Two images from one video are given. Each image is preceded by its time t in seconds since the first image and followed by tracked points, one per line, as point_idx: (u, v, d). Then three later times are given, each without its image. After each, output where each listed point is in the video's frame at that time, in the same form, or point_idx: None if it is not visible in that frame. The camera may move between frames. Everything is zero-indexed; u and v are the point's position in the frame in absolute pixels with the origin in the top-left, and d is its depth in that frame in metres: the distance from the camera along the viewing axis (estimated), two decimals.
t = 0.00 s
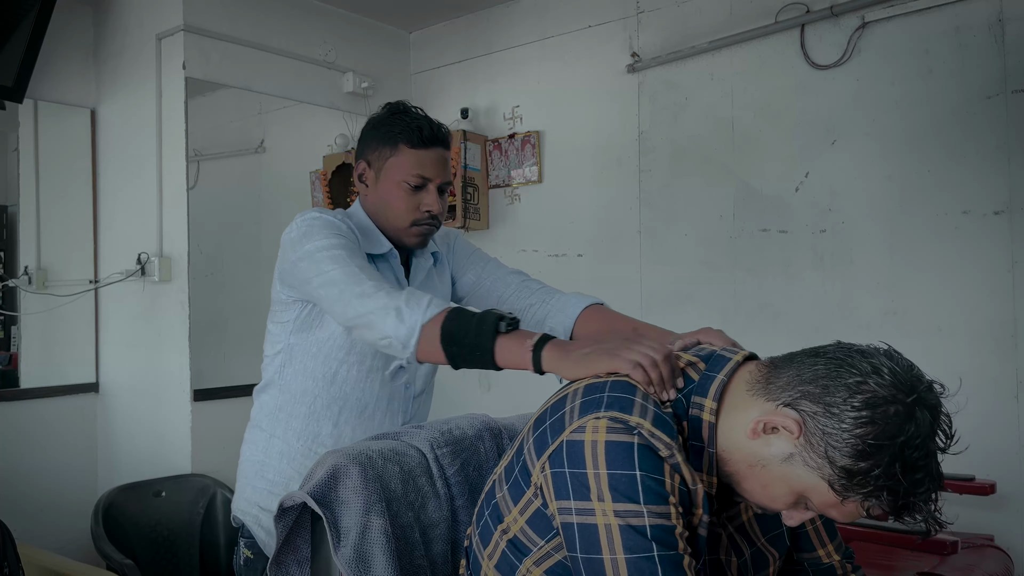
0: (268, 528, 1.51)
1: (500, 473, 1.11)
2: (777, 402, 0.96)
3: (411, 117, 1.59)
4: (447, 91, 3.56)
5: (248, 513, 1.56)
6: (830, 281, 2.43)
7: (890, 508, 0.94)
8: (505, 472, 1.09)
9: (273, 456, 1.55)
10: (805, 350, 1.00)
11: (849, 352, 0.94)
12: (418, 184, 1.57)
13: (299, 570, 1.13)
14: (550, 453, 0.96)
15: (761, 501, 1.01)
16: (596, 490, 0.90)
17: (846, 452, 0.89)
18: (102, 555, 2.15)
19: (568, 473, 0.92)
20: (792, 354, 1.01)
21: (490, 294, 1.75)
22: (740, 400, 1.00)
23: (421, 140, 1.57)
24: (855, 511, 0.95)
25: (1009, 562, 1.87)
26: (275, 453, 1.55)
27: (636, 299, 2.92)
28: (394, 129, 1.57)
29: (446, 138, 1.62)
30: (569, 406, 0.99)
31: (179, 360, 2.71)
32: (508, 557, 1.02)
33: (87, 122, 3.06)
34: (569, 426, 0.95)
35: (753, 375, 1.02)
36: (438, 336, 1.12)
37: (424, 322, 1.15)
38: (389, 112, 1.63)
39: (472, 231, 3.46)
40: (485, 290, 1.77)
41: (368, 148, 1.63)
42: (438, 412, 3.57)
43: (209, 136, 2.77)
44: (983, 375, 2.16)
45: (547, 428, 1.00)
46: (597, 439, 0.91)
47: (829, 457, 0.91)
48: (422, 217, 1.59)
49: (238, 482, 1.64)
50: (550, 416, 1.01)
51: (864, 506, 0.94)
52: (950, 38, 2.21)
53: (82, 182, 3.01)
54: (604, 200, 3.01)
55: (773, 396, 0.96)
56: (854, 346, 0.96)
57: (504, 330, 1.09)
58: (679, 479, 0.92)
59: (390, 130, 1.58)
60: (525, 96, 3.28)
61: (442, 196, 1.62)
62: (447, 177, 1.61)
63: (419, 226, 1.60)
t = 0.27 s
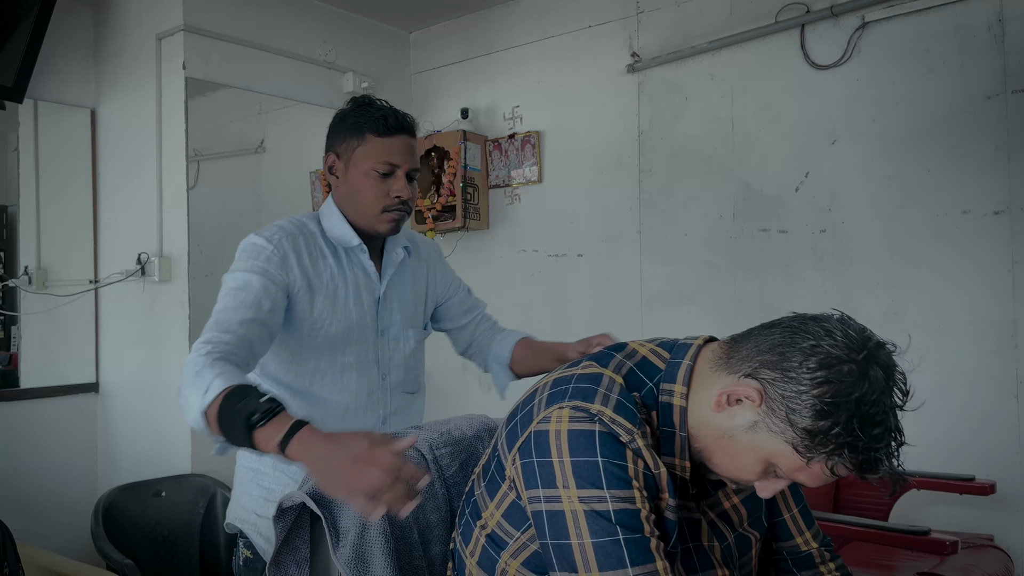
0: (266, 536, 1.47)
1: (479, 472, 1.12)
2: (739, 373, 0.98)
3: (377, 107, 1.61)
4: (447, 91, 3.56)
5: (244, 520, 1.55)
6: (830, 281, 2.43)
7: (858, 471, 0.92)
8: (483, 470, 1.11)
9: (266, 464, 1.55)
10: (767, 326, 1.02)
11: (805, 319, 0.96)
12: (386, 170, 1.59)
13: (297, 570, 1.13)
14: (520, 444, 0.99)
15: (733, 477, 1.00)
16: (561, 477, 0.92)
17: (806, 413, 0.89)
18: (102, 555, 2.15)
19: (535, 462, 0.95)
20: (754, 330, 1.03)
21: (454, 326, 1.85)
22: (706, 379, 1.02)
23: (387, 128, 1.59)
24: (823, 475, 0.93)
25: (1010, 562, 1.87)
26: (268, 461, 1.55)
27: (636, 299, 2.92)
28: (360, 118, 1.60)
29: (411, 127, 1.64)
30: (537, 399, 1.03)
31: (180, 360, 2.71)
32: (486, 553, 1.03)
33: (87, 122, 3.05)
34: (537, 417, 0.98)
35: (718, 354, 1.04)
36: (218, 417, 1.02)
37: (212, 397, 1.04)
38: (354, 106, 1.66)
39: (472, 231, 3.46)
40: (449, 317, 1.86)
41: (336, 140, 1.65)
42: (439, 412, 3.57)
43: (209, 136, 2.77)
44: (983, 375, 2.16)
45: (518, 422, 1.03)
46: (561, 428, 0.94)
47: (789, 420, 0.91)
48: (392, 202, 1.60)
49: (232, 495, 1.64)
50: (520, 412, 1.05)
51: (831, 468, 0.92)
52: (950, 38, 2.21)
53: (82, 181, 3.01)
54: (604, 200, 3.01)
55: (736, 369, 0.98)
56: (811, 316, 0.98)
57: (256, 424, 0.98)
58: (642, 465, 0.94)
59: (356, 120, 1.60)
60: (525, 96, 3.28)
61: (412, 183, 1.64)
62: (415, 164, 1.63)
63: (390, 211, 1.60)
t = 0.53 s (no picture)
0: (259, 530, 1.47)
1: (471, 473, 1.12)
2: (721, 361, 0.98)
3: (338, 108, 1.60)
4: (447, 91, 3.56)
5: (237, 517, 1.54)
6: (830, 281, 2.44)
7: (842, 448, 0.92)
8: (474, 470, 1.11)
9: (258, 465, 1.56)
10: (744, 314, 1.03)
11: (782, 305, 0.96)
12: (349, 169, 1.57)
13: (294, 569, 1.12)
14: (508, 442, 0.99)
15: (719, 464, 1.00)
16: (546, 473, 0.92)
17: (788, 395, 0.90)
18: (101, 555, 2.15)
19: (522, 459, 0.95)
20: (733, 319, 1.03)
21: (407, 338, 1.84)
22: (688, 368, 1.02)
23: (348, 128, 1.58)
24: (807, 456, 0.93)
25: (1010, 562, 1.87)
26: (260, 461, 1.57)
27: (636, 299, 2.92)
28: (320, 120, 1.59)
29: (372, 127, 1.63)
30: (524, 397, 1.03)
31: (180, 360, 2.71)
32: (479, 552, 1.03)
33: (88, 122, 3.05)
34: (523, 415, 0.99)
35: (699, 345, 1.04)
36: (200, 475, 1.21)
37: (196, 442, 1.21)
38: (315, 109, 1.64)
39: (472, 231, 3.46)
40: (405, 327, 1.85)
41: (298, 143, 1.64)
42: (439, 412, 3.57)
43: (209, 136, 2.77)
44: (983, 375, 2.16)
45: (507, 420, 1.03)
46: (546, 424, 0.94)
47: (772, 403, 0.91)
48: (357, 200, 1.58)
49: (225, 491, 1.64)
50: (508, 411, 1.05)
51: (815, 448, 0.92)
52: (951, 38, 2.21)
53: (82, 181, 3.02)
54: (604, 200, 3.01)
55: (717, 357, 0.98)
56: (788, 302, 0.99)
57: (221, 489, 1.16)
58: (627, 460, 0.93)
59: (316, 122, 1.59)
60: (525, 96, 3.28)
61: (376, 181, 1.62)
62: (378, 162, 1.62)
63: (355, 209, 1.59)
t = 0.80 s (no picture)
0: (260, 521, 1.51)
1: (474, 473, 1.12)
2: (726, 363, 0.98)
3: (331, 110, 1.60)
4: (447, 91, 3.56)
5: (238, 510, 1.56)
6: (830, 281, 2.44)
7: (846, 453, 0.92)
8: (477, 471, 1.11)
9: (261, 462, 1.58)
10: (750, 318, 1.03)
11: (787, 307, 0.96)
12: (345, 171, 1.57)
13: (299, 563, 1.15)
14: (512, 443, 0.99)
15: (722, 466, 1.00)
16: (551, 473, 0.92)
17: (793, 399, 0.89)
18: (102, 555, 2.15)
19: (526, 459, 0.95)
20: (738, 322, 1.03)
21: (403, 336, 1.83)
22: (693, 370, 1.02)
23: (342, 130, 1.58)
24: (812, 461, 0.93)
25: (1009, 562, 1.87)
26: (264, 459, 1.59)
27: (636, 299, 2.92)
28: (314, 123, 1.59)
29: (367, 127, 1.63)
30: (528, 398, 1.03)
31: (180, 360, 2.71)
32: (482, 552, 1.03)
33: (88, 122, 3.05)
34: (527, 415, 0.99)
35: (705, 346, 1.04)
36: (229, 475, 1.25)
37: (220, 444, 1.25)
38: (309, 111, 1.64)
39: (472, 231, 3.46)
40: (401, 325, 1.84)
41: (294, 146, 1.64)
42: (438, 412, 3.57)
43: (209, 136, 2.77)
44: (983, 375, 2.16)
45: (510, 420, 1.03)
46: (550, 425, 0.94)
47: (777, 407, 0.91)
48: (353, 200, 1.58)
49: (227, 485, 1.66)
50: (512, 411, 1.05)
51: (820, 451, 0.92)
52: (951, 38, 2.21)
53: (82, 181, 3.02)
54: (604, 201, 3.01)
55: (723, 359, 0.98)
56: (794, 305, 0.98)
57: (249, 489, 1.19)
58: (632, 461, 0.94)
59: (311, 125, 1.59)
60: (525, 96, 3.28)
61: (372, 181, 1.62)
62: (373, 162, 1.61)
63: (352, 210, 1.59)
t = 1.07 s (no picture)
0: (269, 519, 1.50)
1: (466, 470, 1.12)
2: (705, 349, 0.98)
3: (339, 111, 1.59)
4: (447, 91, 3.56)
5: (246, 507, 1.56)
6: (830, 281, 2.44)
7: (829, 430, 0.91)
8: (468, 467, 1.11)
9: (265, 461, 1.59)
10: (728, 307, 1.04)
11: (763, 292, 0.97)
12: (350, 173, 1.56)
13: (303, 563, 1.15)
14: (495, 437, 1.00)
15: (707, 452, 0.99)
16: (529, 465, 0.92)
17: (771, 377, 0.90)
18: (102, 555, 2.15)
19: (506, 452, 0.95)
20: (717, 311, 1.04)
21: (409, 333, 1.81)
22: (674, 359, 1.02)
23: (348, 131, 1.57)
24: (796, 440, 0.92)
25: (1009, 562, 1.87)
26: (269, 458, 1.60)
27: (636, 299, 2.92)
28: (321, 124, 1.58)
29: (374, 130, 1.62)
30: (511, 393, 1.04)
31: (180, 360, 2.71)
32: (472, 546, 1.03)
33: (88, 122, 3.05)
34: (509, 409, 0.99)
35: (685, 336, 1.05)
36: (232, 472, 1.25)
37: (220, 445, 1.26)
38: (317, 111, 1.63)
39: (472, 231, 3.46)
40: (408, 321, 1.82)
41: (300, 146, 1.63)
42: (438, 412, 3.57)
43: (209, 136, 2.78)
44: (983, 375, 2.16)
45: (494, 415, 1.04)
46: (529, 417, 0.95)
47: (757, 387, 0.91)
48: (357, 203, 1.57)
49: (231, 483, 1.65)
50: (497, 406, 1.06)
51: (803, 429, 0.91)
52: (951, 37, 2.21)
53: (82, 181, 3.02)
54: (604, 201, 3.01)
55: (702, 346, 0.99)
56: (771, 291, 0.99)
57: (254, 489, 1.19)
58: (610, 451, 0.93)
59: (318, 126, 1.58)
60: (525, 96, 3.28)
61: (377, 184, 1.61)
62: (379, 164, 1.60)
63: (356, 212, 1.57)
